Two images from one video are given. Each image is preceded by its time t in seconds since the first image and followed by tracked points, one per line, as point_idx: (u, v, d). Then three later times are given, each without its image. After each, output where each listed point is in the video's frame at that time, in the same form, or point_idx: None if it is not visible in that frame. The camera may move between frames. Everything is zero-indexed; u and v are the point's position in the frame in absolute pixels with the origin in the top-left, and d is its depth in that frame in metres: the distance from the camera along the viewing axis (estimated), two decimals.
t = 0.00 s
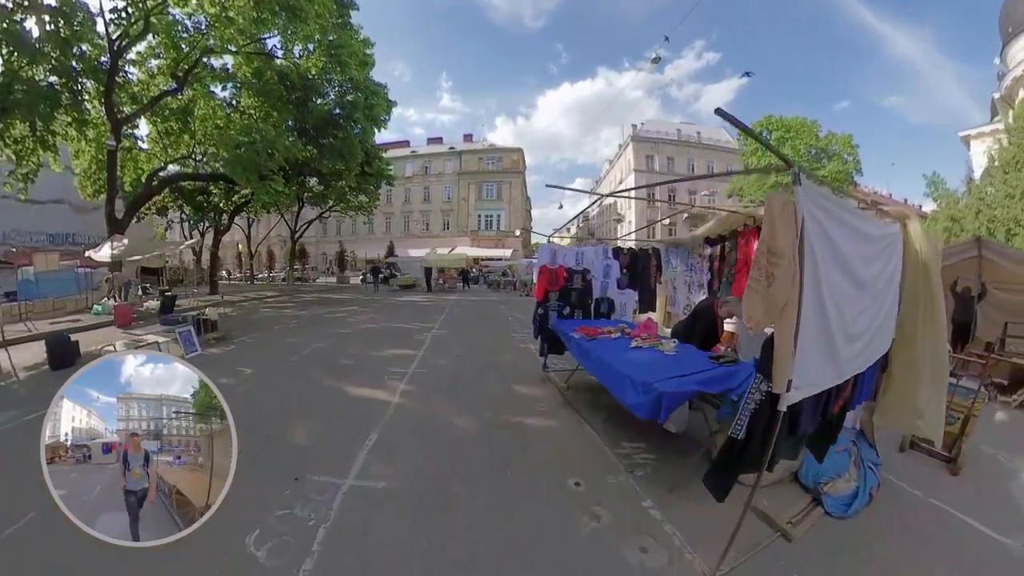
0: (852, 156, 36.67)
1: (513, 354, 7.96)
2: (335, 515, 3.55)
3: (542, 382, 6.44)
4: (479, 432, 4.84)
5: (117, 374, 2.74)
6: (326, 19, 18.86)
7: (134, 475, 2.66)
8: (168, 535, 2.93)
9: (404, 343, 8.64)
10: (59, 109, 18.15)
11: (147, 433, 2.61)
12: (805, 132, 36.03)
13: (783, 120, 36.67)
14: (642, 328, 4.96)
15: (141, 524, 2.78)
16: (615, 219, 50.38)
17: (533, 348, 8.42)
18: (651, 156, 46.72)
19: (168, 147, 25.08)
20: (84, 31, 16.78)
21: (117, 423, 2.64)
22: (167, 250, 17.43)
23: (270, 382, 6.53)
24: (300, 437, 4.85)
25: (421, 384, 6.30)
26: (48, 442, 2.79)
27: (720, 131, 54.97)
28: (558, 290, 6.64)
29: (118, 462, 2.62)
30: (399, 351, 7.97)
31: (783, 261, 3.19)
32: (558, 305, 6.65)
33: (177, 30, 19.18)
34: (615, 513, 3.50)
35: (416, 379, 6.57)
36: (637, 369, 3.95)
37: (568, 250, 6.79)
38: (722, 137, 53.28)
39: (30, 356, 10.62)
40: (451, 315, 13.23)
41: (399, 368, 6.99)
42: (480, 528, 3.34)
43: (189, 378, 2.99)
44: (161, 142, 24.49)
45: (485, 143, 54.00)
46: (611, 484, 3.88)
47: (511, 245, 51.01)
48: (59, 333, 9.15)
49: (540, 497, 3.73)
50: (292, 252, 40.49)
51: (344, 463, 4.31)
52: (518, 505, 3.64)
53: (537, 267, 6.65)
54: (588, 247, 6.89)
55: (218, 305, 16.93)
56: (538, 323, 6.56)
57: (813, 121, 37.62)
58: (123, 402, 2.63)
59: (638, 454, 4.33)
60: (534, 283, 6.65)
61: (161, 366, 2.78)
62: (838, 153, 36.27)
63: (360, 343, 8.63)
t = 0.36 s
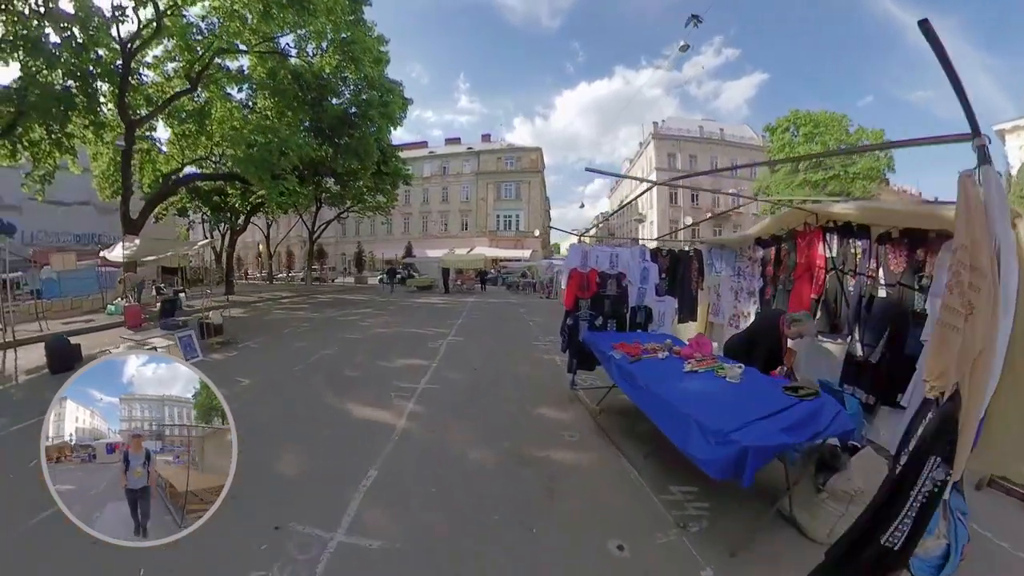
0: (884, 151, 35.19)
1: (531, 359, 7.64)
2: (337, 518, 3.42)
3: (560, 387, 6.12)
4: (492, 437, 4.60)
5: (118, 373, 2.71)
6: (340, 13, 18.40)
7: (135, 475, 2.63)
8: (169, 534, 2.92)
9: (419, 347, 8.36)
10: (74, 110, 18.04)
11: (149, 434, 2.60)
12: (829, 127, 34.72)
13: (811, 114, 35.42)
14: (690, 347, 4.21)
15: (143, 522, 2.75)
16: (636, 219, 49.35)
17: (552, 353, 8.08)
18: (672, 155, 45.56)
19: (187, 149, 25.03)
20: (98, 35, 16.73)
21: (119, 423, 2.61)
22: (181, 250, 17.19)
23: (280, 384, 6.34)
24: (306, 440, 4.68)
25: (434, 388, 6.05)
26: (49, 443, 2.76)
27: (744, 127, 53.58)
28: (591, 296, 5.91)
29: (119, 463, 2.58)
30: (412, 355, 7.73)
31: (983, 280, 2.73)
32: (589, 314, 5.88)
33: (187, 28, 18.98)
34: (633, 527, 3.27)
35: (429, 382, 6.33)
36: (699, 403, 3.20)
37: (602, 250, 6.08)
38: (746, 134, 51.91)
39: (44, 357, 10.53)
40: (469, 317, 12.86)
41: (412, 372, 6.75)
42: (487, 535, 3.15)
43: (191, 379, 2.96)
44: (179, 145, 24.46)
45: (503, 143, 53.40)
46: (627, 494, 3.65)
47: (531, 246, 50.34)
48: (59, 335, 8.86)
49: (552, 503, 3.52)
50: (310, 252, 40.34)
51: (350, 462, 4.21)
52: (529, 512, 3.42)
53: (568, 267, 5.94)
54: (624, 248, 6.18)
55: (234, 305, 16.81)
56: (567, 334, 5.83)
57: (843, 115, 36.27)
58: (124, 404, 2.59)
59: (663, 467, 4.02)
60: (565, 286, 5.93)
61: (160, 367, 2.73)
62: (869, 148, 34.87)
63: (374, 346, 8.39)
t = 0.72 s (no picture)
0: (916, 146, 33.76)
1: (549, 365, 7.26)
2: (342, 519, 3.28)
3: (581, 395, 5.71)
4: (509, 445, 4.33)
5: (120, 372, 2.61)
6: (351, 6, 17.88)
7: (137, 476, 2.57)
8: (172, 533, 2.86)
9: (432, 351, 8.03)
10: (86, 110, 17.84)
11: (154, 433, 2.53)
12: (856, 121, 33.35)
13: (838, 109, 34.18)
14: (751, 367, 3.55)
15: (144, 524, 2.70)
16: (656, 219, 48.34)
17: (571, 358, 7.70)
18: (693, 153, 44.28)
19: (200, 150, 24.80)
20: (111, 36, 16.45)
21: (122, 424, 2.53)
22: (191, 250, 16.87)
23: (288, 385, 6.10)
24: (316, 442, 4.47)
25: (447, 393, 5.75)
26: (47, 441, 2.65)
27: (766, 124, 52.20)
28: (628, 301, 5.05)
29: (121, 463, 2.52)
30: (425, 359, 7.43)
31: None
32: (622, 326, 5.03)
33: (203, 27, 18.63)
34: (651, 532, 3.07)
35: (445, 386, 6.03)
36: (780, 449, 2.58)
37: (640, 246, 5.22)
38: (768, 130, 50.56)
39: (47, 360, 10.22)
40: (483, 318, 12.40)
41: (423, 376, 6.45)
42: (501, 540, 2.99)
43: (192, 378, 2.87)
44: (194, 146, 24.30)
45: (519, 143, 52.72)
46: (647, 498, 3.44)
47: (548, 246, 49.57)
48: (54, 337, 8.47)
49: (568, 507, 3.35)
50: (325, 253, 40.06)
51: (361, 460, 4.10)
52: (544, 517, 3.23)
53: (601, 269, 5.07)
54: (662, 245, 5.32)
55: (247, 305, 16.58)
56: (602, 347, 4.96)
57: (871, 109, 34.94)
58: (127, 404, 2.50)
59: (689, 478, 3.72)
60: (597, 291, 5.06)
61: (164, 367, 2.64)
62: (900, 143, 33.52)
63: (385, 348, 8.10)
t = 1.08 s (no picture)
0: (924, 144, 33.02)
1: (550, 374, 6.78)
2: (328, 544, 3.00)
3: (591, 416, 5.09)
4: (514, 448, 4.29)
5: (119, 373, 2.60)
6: None
7: (139, 476, 2.56)
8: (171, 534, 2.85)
9: (427, 357, 7.60)
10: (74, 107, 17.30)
11: (154, 433, 2.53)
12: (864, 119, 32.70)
13: (845, 106, 33.49)
14: (806, 395, 2.95)
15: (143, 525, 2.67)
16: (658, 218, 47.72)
17: (574, 367, 7.20)
18: (696, 152, 43.56)
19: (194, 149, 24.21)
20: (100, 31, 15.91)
21: (121, 424, 2.51)
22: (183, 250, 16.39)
23: (271, 394, 5.70)
24: (297, 461, 4.08)
25: (437, 410, 5.20)
26: (50, 440, 2.66)
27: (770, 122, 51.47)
28: (650, 309, 4.37)
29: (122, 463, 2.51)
30: (419, 367, 7.00)
31: None
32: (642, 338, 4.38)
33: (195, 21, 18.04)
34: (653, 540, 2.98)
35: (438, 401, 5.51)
36: (861, 511, 2.05)
37: (663, 243, 4.55)
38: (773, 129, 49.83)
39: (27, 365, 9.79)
40: (483, 320, 11.92)
41: (416, 386, 6.03)
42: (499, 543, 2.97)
43: (193, 378, 2.85)
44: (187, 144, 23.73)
45: (520, 142, 52.02)
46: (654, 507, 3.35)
47: (550, 246, 48.97)
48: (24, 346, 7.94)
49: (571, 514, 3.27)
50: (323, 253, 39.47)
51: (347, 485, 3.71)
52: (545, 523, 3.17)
53: (619, 270, 4.38)
54: (687, 242, 4.64)
55: (241, 306, 16.14)
56: (619, 361, 4.31)
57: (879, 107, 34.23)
58: (126, 405, 2.49)
59: (709, 510, 3.29)
60: (615, 296, 4.38)
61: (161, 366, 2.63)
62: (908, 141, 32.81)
63: (378, 354, 7.67)
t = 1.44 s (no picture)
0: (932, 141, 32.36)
1: (553, 386, 6.26)
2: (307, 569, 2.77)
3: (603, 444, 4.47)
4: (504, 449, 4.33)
5: (118, 374, 2.69)
6: None
7: (141, 476, 2.65)
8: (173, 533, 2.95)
9: (422, 365, 7.14)
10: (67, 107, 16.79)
11: (155, 433, 2.64)
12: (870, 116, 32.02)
13: (850, 104, 32.85)
14: (887, 438, 2.59)
15: (145, 522, 2.77)
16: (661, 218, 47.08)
17: (578, 378, 6.68)
18: (699, 150, 42.87)
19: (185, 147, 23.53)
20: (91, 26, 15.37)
21: (120, 424, 2.59)
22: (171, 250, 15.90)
23: (251, 406, 5.26)
24: (274, 489, 3.65)
25: (423, 436, 4.57)
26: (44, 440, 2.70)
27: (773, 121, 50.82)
28: (678, 320, 3.78)
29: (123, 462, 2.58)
30: (413, 377, 6.54)
31: None
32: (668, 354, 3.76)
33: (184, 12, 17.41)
34: (639, 540, 3.03)
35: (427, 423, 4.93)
36: None
37: (692, 241, 3.93)
38: (775, 127, 49.18)
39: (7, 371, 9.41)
40: (481, 324, 11.41)
41: (409, 400, 5.57)
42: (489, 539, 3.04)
43: (189, 378, 2.98)
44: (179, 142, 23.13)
45: (519, 141, 51.33)
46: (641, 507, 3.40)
47: (551, 246, 48.34)
48: None
49: (559, 513, 3.33)
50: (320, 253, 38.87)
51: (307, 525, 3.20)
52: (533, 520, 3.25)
53: (643, 273, 3.75)
54: (719, 239, 4.04)
55: (233, 308, 15.64)
56: (641, 384, 3.70)
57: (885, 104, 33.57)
58: (127, 404, 2.58)
59: (746, 563, 2.79)
60: (637, 307, 3.76)
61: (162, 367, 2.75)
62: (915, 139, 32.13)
63: (370, 361, 7.22)
